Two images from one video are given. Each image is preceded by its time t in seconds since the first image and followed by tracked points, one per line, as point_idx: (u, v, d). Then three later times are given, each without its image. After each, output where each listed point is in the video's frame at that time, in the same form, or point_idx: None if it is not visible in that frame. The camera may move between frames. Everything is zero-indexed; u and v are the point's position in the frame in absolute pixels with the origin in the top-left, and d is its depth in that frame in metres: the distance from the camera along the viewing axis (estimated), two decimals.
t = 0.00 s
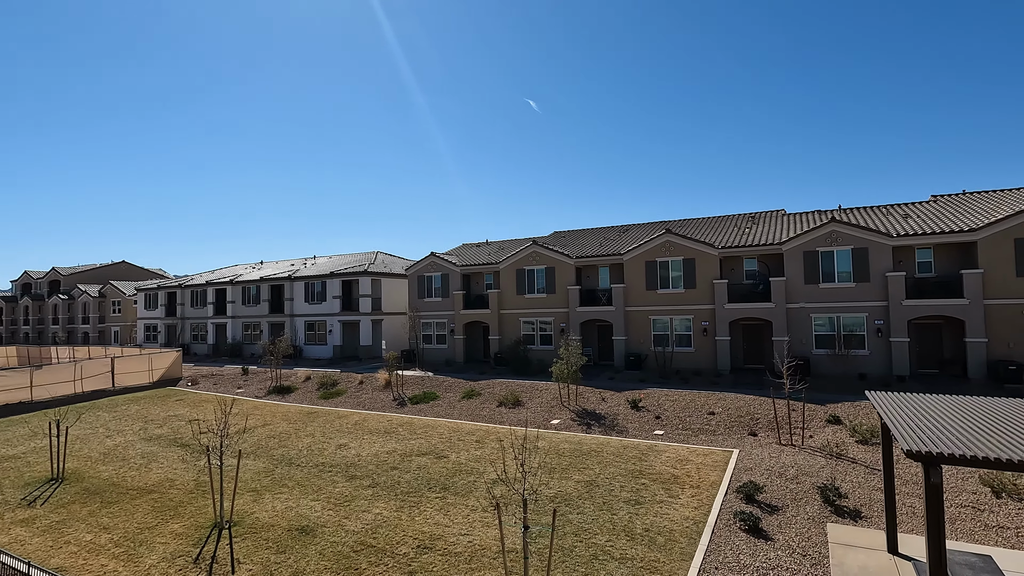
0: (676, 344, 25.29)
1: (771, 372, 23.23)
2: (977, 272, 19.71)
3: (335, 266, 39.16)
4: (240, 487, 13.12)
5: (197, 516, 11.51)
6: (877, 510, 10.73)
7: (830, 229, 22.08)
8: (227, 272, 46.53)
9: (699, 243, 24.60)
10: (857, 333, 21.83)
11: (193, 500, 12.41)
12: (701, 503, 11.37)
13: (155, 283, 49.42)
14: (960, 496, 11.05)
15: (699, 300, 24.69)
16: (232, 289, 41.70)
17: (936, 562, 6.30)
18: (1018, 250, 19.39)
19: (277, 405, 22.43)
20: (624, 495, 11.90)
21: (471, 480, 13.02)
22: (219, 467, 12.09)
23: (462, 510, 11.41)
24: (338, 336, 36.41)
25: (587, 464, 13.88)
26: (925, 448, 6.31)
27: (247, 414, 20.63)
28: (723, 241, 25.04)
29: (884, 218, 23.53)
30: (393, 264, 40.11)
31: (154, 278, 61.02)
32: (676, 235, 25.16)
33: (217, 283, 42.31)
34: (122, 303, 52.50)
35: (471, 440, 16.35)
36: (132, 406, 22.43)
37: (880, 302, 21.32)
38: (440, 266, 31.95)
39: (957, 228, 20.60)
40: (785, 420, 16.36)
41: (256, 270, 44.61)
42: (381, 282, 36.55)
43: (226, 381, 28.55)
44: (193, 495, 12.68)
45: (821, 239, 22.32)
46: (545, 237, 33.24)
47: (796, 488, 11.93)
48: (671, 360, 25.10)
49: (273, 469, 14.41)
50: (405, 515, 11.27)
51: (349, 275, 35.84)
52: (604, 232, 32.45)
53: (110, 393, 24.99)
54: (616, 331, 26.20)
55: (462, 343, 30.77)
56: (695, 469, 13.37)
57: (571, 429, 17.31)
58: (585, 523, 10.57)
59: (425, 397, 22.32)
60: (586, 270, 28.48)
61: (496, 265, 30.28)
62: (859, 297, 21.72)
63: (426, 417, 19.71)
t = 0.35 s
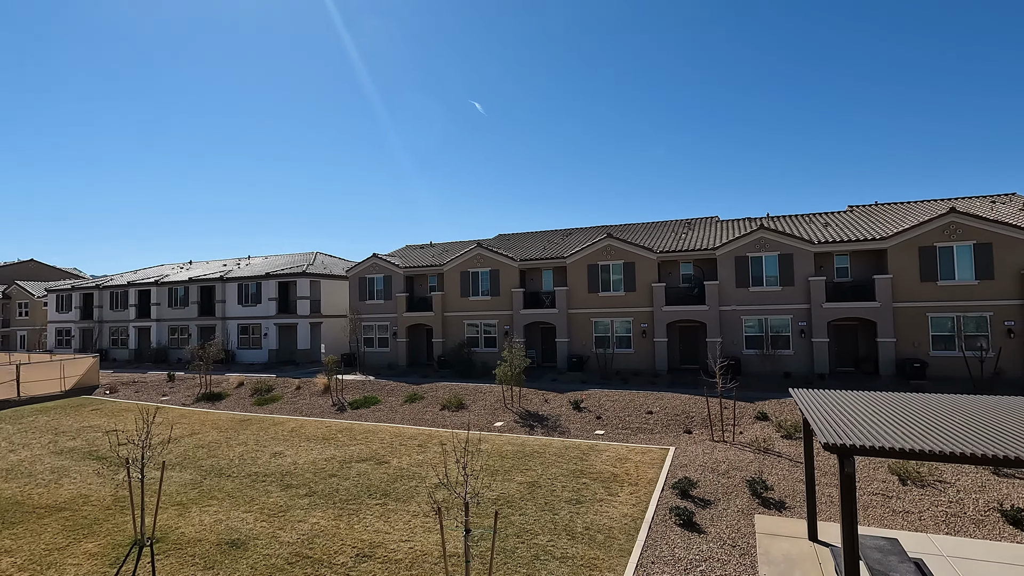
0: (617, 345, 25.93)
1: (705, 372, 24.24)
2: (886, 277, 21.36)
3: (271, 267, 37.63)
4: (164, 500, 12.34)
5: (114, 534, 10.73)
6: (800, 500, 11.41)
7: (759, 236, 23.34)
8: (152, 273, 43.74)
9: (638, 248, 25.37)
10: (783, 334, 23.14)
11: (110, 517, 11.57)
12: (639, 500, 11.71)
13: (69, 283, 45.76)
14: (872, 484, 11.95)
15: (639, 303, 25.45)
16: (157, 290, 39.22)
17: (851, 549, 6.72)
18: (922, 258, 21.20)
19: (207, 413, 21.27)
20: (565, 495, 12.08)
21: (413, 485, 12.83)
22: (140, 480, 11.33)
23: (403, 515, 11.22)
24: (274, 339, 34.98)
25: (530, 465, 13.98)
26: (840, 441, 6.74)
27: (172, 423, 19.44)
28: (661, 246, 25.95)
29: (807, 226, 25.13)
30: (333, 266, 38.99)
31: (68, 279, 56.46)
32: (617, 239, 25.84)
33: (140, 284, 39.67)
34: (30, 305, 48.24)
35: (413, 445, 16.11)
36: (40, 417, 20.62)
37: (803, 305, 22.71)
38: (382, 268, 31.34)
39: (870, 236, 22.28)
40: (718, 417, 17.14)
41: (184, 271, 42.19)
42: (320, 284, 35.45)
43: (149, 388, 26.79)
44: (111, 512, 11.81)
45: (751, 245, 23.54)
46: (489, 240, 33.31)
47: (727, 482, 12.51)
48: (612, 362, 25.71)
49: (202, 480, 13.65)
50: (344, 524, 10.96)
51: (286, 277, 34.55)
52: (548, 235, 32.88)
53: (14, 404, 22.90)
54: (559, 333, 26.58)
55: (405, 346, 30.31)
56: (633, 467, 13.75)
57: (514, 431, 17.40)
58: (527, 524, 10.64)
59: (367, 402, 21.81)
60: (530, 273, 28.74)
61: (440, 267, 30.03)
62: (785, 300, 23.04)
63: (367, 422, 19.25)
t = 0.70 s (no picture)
0: (563, 346, 26.28)
1: (647, 372, 24.96)
2: (813, 281, 22.70)
3: (205, 266, 35.83)
4: (82, 516, 11.48)
5: (23, 554, 9.88)
6: (734, 494, 11.93)
7: (698, 240, 24.28)
8: (71, 272, 40.71)
9: (584, 250, 25.85)
10: (719, 335, 24.15)
11: (18, 537, 10.64)
12: (583, 498, 11.90)
13: None
14: (799, 476, 12.65)
15: (584, 305, 25.90)
16: (76, 290, 36.53)
17: (779, 539, 7.07)
18: (844, 263, 22.69)
19: (132, 422, 19.97)
20: (511, 496, 12.12)
21: (355, 491, 12.52)
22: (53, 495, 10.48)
23: (346, 523, 10.93)
24: (208, 342, 33.29)
25: (476, 467, 13.95)
26: (771, 436, 7.09)
27: (92, 433, 18.12)
28: (606, 249, 26.55)
29: (742, 232, 26.39)
30: (273, 265, 37.55)
31: None
32: (563, 242, 26.23)
33: (57, 284, 36.83)
34: None
35: (356, 450, 15.73)
36: None
37: (738, 307, 23.80)
38: (325, 268, 30.46)
39: (799, 243, 23.64)
40: (659, 416, 17.68)
41: (108, 270, 39.50)
42: (259, 284, 34.06)
43: (66, 396, 24.87)
44: (19, 531, 10.87)
45: (691, 249, 24.44)
46: (436, 241, 33.04)
47: (667, 478, 12.93)
48: (558, 363, 26.03)
49: (125, 493, 12.79)
50: (282, 534, 10.56)
51: (222, 277, 33.01)
52: (495, 237, 32.96)
53: None
54: (507, 334, 26.67)
55: (349, 349, 29.57)
56: (578, 466, 13.97)
57: (460, 433, 17.32)
58: (472, 527, 10.60)
59: (308, 407, 21.12)
60: (477, 275, 28.70)
61: (386, 269, 29.51)
62: (722, 303, 24.06)
63: (308, 427, 18.63)
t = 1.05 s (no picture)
0: (511, 348, 26.38)
1: (594, 372, 25.45)
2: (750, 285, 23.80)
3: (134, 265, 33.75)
4: None
5: None
6: (675, 490, 12.34)
7: (643, 244, 24.98)
8: None
9: (533, 253, 26.08)
10: (662, 336, 24.91)
11: None
12: (530, 499, 11.99)
13: None
14: (735, 471, 13.22)
15: (533, 306, 26.11)
16: None
17: (714, 531, 7.37)
18: (778, 268, 23.92)
19: (48, 431, 18.52)
20: (458, 499, 12.05)
21: (296, 499, 12.11)
22: None
23: (286, 532, 10.55)
24: (136, 345, 31.35)
25: (422, 471, 13.78)
26: (708, 433, 7.38)
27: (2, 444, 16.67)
28: (555, 252, 26.88)
29: (685, 237, 27.35)
30: (209, 264, 35.81)
31: None
32: (512, 244, 26.35)
33: None
34: None
35: (298, 456, 15.21)
36: None
37: (680, 309, 24.63)
38: (266, 268, 29.33)
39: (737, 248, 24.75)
40: (605, 416, 18.03)
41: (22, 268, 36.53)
42: (193, 284, 32.39)
43: None
44: None
45: (636, 253, 25.10)
46: (384, 241, 32.47)
47: (611, 477, 13.20)
48: (506, 364, 26.10)
49: (40, 509, 11.84)
50: (217, 546, 10.07)
51: (153, 276, 31.19)
52: (444, 238, 32.73)
53: None
54: (455, 336, 26.50)
55: (291, 352, 28.59)
56: (525, 467, 14.06)
57: (407, 437, 17.07)
58: (418, 531, 10.46)
59: (246, 412, 20.25)
60: (426, 276, 28.41)
61: (331, 269, 28.73)
62: (665, 305, 24.83)
63: (246, 434, 17.85)
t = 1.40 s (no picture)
0: (462, 350, 26.24)
1: (544, 373, 25.68)
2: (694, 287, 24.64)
3: (56, 263, 31.47)
4: None
5: None
6: (622, 488, 12.60)
7: (593, 247, 25.44)
8: None
9: (484, 254, 26.08)
10: (611, 337, 25.41)
11: None
12: (480, 501, 11.95)
13: None
14: (679, 468, 13.64)
15: (484, 308, 26.10)
16: None
17: (659, 527, 7.55)
18: (720, 271, 24.87)
19: None
20: (407, 503, 11.87)
21: (236, 509, 11.61)
22: None
23: (224, 544, 10.08)
24: (59, 350, 29.21)
25: (370, 476, 13.50)
26: (653, 431, 7.55)
27: None
28: (506, 254, 26.99)
29: (633, 241, 28.04)
30: (142, 264, 33.84)
31: None
32: (463, 245, 26.24)
33: None
34: None
35: (238, 464, 14.59)
36: None
37: (628, 311, 25.20)
38: (205, 267, 27.99)
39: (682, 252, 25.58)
40: (555, 416, 18.22)
41: None
42: (124, 284, 30.52)
43: None
44: None
45: (586, 256, 25.53)
46: (332, 241, 31.66)
47: (560, 477, 13.36)
48: (457, 367, 25.94)
49: None
50: (147, 561, 9.51)
51: (79, 276, 29.20)
52: (395, 238, 32.25)
53: None
54: (405, 338, 26.12)
55: (232, 356, 27.40)
56: (475, 469, 14.01)
57: (355, 441, 16.69)
58: (365, 538, 10.24)
59: (182, 419, 19.25)
60: (375, 277, 27.89)
61: (276, 270, 27.75)
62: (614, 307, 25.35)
63: (181, 442, 16.96)
